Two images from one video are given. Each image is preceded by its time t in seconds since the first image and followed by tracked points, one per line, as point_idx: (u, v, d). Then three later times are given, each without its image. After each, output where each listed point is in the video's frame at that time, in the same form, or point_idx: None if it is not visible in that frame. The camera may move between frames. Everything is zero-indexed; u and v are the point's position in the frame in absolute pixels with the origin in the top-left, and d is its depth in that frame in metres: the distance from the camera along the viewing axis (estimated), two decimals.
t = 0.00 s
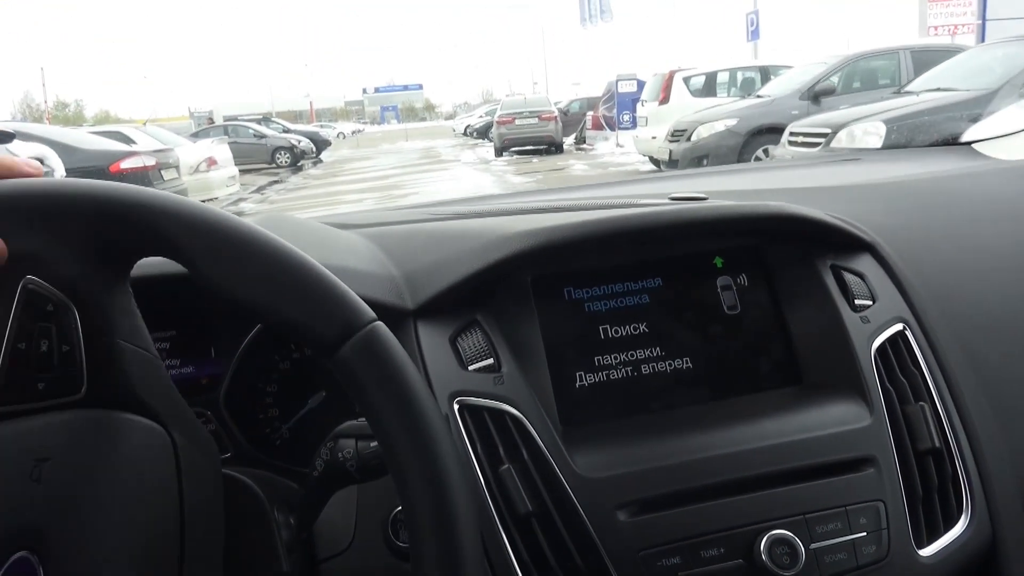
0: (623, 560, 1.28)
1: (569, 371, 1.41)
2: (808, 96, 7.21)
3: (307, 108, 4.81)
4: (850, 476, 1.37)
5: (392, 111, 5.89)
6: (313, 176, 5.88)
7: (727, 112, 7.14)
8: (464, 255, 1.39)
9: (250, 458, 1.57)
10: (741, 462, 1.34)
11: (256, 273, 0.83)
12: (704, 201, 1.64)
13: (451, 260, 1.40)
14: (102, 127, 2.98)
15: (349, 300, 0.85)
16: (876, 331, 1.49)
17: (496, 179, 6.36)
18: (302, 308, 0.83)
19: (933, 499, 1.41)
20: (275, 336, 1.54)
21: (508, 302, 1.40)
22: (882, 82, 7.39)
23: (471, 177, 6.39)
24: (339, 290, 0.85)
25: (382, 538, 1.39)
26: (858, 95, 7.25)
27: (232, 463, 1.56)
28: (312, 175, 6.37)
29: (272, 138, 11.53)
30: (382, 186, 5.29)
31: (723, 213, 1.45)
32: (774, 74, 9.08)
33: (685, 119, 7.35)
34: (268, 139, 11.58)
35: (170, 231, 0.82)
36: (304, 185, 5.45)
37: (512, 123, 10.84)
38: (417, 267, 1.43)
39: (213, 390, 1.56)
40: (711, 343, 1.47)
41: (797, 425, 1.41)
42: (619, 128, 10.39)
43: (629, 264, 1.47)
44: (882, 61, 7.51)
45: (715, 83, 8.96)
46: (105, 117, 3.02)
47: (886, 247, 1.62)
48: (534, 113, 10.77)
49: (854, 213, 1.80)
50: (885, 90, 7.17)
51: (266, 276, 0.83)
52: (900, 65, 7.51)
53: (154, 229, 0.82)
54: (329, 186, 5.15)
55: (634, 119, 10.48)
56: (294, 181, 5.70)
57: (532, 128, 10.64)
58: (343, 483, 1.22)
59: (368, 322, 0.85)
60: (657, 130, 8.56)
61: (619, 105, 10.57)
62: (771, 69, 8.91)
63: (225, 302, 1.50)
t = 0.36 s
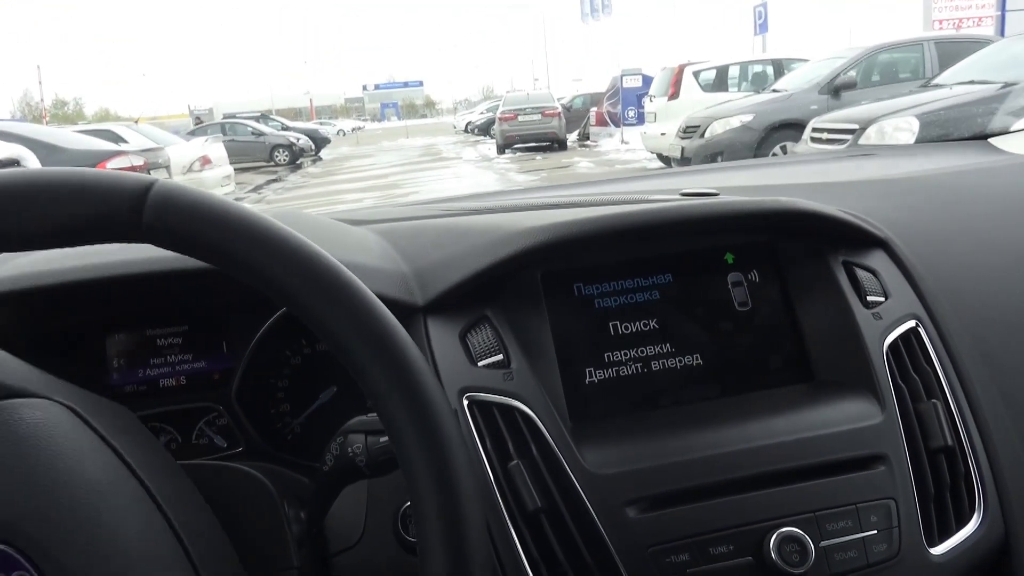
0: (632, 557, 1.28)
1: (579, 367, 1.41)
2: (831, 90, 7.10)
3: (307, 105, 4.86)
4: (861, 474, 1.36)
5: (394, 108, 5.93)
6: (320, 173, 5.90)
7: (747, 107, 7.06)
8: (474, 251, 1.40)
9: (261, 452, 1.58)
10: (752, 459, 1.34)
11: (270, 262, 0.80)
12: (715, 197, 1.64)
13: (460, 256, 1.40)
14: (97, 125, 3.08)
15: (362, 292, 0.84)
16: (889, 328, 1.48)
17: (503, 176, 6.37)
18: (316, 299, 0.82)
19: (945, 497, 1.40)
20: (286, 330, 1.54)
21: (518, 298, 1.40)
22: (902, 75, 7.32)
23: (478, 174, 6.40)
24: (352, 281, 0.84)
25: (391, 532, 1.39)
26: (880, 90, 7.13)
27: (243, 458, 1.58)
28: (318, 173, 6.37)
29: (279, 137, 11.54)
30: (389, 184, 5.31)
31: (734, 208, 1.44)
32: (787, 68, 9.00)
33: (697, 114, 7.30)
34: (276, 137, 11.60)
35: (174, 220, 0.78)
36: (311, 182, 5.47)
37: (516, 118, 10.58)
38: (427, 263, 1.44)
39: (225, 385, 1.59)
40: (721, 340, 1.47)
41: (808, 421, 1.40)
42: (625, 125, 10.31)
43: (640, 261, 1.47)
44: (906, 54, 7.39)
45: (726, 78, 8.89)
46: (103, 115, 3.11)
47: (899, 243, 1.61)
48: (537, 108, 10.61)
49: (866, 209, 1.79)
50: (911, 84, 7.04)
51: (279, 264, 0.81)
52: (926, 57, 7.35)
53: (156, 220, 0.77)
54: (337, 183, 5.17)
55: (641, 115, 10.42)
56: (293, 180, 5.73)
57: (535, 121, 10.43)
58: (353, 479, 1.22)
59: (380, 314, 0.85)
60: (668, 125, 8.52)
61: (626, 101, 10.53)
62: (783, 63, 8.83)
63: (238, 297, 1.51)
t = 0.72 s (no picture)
0: (644, 558, 1.28)
1: (590, 368, 1.41)
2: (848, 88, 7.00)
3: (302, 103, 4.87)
4: (874, 476, 1.36)
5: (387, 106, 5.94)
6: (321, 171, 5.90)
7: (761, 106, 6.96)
8: (485, 250, 1.39)
9: (270, 450, 1.57)
10: (765, 460, 1.34)
11: (284, 257, 0.80)
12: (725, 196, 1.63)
13: (472, 255, 1.39)
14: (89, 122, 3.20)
15: (377, 290, 0.84)
16: (901, 329, 1.47)
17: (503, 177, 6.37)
18: (330, 296, 0.81)
19: (958, 499, 1.40)
20: (294, 329, 1.54)
21: (529, 298, 1.40)
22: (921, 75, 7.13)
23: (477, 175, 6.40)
24: (367, 279, 0.83)
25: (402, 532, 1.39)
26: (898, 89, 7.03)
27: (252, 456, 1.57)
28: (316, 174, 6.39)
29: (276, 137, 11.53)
30: (389, 183, 5.30)
31: (747, 208, 1.44)
32: (794, 67, 8.96)
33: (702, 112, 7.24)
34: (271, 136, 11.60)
35: (186, 211, 0.77)
36: (313, 181, 5.47)
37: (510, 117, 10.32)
38: (438, 262, 1.43)
39: (234, 384, 1.58)
40: (732, 340, 1.47)
41: (820, 423, 1.39)
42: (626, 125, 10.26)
43: (651, 261, 1.47)
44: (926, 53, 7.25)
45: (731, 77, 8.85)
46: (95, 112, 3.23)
47: (911, 244, 1.60)
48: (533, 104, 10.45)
49: (875, 209, 1.79)
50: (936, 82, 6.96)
51: (294, 259, 0.80)
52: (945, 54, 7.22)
53: (168, 212, 0.76)
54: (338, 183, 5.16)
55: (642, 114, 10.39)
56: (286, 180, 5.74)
57: (532, 120, 10.25)
58: (365, 478, 1.22)
59: (396, 314, 0.84)
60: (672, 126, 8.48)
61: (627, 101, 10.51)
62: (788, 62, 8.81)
63: (248, 295, 1.51)
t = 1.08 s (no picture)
0: (638, 557, 1.28)
1: (585, 367, 1.41)
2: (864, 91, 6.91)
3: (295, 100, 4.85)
4: (867, 476, 1.37)
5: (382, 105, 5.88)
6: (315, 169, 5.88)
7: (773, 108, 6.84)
8: (482, 248, 1.40)
9: (265, 446, 1.57)
10: (759, 460, 1.34)
11: (282, 254, 0.80)
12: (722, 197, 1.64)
13: (469, 253, 1.40)
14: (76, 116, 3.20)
15: (373, 286, 0.84)
16: (895, 331, 1.48)
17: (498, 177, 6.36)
18: (327, 293, 0.82)
19: (950, 500, 1.41)
20: (290, 325, 1.54)
21: (526, 296, 1.40)
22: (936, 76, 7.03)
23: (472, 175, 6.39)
24: (364, 276, 0.84)
25: (397, 528, 1.39)
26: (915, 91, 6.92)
27: (247, 452, 1.57)
28: (308, 172, 6.37)
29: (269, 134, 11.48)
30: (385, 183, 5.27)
31: (744, 208, 1.44)
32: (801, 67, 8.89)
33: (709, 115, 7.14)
34: (265, 134, 11.54)
35: (185, 207, 0.77)
36: (308, 179, 5.44)
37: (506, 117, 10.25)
38: (436, 260, 1.43)
39: (229, 380, 1.58)
40: (727, 341, 1.47)
41: (813, 423, 1.40)
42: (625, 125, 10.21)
43: (648, 260, 1.47)
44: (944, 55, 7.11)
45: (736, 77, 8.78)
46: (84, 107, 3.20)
47: (906, 247, 1.61)
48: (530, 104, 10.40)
49: (871, 211, 1.79)
50: (959, 84, 6.89)
51: (292, 256, 0.80)
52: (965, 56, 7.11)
53: (167, 208, 0.76)
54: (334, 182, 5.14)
55: (640, 115, 10.38)
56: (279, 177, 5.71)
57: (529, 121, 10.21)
58: (361, 475, 1.22)
59: (391, 309, 0.84)
60: (675, 127, 8.41)
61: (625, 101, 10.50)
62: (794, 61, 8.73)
63: (244, 291, 1.51)
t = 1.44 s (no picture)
0: (633, 559, 1.29)
1: (583, 369, 1.42)
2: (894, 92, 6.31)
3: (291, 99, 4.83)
4: (862, 480, 1.37)
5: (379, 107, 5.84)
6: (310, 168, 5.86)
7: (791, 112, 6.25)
8: (479, 250, 1.40)
9: (262, 446, 1.57)
10: (754, 464, 1.34)
11: (280, 254, 0.80)
12: (720, 200, 1.64)
13: (466, 255, 1.40)
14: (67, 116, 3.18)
15: (371, 288, 0.84)
16: (892, 335, 1.48)
17: (495, 179, 6.33)
18: (324, 293, 0.82)
19: (945, 505, 1.41)
20: (288, 325, 1.54)
21: (523, 298, 1.40)
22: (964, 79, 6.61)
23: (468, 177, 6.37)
24: (362, 277, 0.84)
25: (393, 530, 1.39)
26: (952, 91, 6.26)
27: (244, 452, 1.57)
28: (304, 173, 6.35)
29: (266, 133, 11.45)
30: (381, 184, 5.24)
31: (742, 212, 1.44)
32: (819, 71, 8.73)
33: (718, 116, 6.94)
34: (263, 134, 11.51)
35: (183, 206, 0.77)
36: (306, 180, 5.42)
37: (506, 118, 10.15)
38: (434, 261, 1.44)
39: (226, 379, 1.58)
40: (724, 344, 1.48)
41: (810, 427, 1.40)
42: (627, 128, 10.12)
43: (645, 263, 1.47)
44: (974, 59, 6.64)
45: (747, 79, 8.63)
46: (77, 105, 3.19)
47: (903, 251, 1.61)
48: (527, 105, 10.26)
49: (870, 215, 1.80)
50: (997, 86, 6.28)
51: (290, 257, 0.80)
52: (999, 58, 6.62)
53: (164, 207, 0.77)
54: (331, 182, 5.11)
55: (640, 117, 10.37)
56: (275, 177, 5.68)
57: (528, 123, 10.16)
58: (357, 476, 1.22)
59: (389, 311, 0.84)
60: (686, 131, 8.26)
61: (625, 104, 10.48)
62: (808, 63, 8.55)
63: (242, 291, 1.51)
